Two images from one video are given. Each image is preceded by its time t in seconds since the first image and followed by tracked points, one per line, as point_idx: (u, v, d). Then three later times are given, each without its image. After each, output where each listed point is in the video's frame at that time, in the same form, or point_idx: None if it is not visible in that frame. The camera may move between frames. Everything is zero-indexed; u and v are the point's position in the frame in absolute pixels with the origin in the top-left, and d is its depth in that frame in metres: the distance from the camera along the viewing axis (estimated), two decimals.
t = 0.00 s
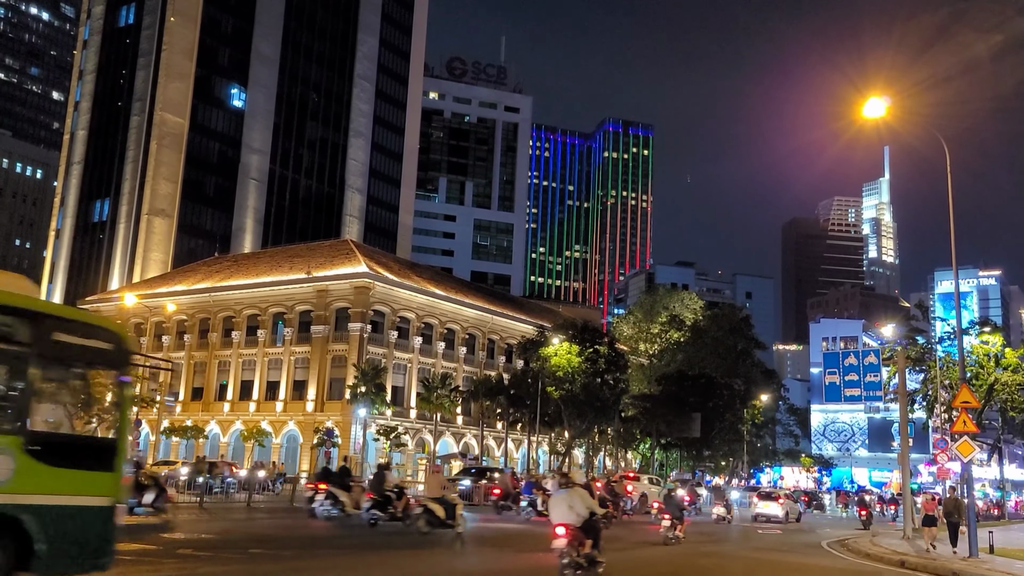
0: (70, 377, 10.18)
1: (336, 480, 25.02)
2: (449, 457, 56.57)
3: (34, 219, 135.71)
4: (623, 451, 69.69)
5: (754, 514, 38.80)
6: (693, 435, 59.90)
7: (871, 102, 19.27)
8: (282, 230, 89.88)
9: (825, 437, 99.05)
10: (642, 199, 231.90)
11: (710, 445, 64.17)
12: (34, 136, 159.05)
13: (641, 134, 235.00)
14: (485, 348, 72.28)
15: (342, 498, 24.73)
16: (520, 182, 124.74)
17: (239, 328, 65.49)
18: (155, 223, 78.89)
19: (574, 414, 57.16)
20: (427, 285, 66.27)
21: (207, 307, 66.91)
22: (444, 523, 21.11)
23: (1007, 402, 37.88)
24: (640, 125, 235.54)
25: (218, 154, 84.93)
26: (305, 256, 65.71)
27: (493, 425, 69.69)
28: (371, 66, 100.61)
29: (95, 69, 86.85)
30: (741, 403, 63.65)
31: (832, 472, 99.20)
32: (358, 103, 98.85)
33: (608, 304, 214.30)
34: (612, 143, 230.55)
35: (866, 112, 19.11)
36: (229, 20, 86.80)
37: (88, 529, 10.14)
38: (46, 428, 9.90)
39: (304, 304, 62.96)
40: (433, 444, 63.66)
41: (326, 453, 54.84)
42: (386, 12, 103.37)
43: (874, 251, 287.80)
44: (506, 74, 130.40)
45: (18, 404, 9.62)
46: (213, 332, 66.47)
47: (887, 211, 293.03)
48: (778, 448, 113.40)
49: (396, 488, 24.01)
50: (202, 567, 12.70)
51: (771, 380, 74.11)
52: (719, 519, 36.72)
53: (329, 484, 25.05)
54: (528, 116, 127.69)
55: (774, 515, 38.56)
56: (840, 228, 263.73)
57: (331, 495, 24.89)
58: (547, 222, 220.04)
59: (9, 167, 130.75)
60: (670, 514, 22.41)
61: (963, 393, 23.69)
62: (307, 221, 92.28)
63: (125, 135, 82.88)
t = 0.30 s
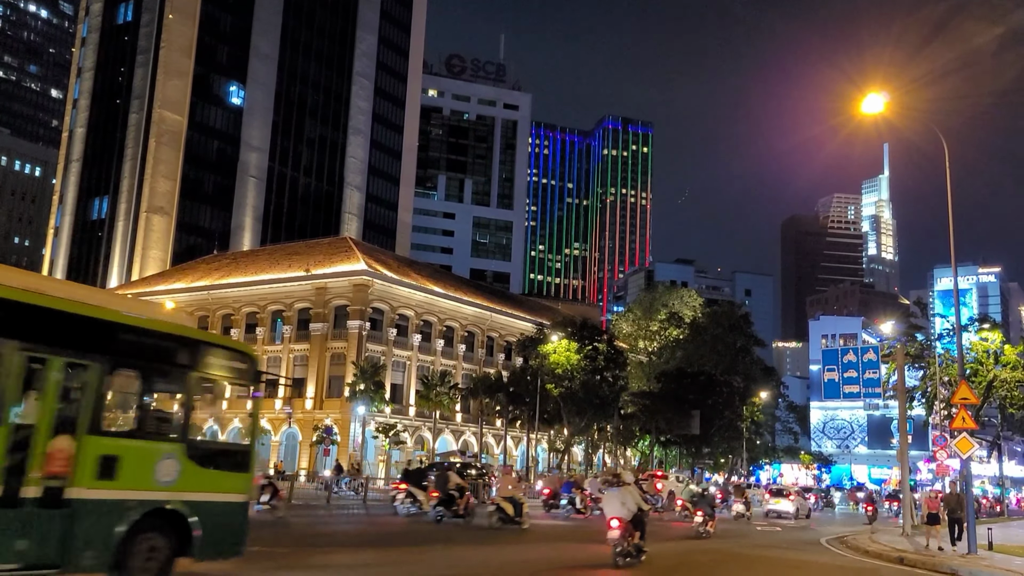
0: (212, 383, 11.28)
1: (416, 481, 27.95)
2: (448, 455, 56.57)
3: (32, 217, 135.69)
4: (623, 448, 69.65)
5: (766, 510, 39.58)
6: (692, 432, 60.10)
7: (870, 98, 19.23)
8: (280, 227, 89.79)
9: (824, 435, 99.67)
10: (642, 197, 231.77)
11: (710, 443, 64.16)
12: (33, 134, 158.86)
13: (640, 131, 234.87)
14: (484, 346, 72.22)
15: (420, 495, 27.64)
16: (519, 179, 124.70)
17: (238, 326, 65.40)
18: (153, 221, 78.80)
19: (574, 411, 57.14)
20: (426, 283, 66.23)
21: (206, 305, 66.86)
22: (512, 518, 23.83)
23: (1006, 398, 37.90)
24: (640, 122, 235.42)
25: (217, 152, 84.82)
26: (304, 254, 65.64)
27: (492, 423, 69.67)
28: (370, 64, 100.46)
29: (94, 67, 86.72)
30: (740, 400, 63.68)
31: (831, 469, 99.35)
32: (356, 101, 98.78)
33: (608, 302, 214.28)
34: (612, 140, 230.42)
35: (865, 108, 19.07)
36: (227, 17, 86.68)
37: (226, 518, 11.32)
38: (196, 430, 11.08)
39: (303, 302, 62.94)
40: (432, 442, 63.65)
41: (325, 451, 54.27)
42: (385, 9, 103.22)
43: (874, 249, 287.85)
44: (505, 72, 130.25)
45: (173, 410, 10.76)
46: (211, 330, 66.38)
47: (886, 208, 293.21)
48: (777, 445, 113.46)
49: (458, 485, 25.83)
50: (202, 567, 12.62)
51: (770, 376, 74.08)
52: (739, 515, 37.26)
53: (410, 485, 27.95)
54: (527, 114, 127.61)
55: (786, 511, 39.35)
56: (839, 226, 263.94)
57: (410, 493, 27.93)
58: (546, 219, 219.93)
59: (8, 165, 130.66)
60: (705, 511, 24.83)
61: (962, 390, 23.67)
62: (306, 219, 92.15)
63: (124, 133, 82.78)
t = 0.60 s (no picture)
0: (318, 397, 12.77)
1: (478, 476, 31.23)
2: (450, 453, 56.56)
3: (33, 216, 135.65)
4: (623, 446, 69.50)
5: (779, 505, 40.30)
6: (692, 430, 60.18)
7: (869, 94, 19.14)
8: (281, 225, 89.77)
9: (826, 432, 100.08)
10: (643, 194, 231.56)
11: (710, 440, 64.13)
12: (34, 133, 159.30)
13: (641, 129, 234.75)
14: (484, 343, 72.22)
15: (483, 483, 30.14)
16: (520, 176, 124.58)
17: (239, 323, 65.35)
18: (154, 219, 78.75)
19: (573, 409, 57.08)
20: (426, 280, 66.22)
21: (206, 303, 66.85)
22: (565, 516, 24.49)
23: (1007, 395, 37.79)
24: (640, 120, 235.28)
25: (217, 150, 84.81)
26: (304, 252, 65.61)
27: (492, 420, 69.63)
28: (370, 61, 100.42)
29: (94, 65, 86.73)
30: (741, 397, 63.72)
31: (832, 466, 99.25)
32: (357, 98, 98.77)
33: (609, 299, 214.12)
34: (612, 138, 230.28)
35: (865, 104, 18.98)
36: (227, 14, 86.62)
37: (332, 516, 12.81)
38: (308, 438, 12.54)
39: (303, 299, 62.94)
40: (432, 440, 63.58)
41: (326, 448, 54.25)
42: (385, 6, 103.17)
43: (875, 246, 287.42)
44: (505, 69, 130.12)
45: (290, 422, 12.21)
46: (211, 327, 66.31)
47: (887, 205, 292.91)
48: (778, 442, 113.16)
49: (511, 485, 27.16)
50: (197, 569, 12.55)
51: (770, 374, 73.99)
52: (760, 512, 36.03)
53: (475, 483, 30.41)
54: (527, 111, 127.54)
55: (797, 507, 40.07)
56: (840, 223, 263.79)
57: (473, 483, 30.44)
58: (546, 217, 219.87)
59: (9, 164, 130.65)
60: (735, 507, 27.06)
61: (962, 387, 23.54)
62: (306, 217, 92.09)
63: (124, 131, 82.77)
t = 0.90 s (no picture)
0: (387, 410, 15.73)
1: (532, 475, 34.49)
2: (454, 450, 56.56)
3: (38, 214, 135.82)
4: (627, 443, 69.31)
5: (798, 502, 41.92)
6: (696, 427, 60.14)
7: (873, 87, 19.00)
8: (285, 223, 89.81)
9: (832, 428, 100.13)
10: (647, 190, 231.12)
11: (715, 437, 64.07)
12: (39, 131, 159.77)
13: (645, 125, 234.26)
14: (488, 341, 72.17)
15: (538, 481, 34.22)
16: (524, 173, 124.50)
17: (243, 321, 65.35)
18: (158, 217, 78.89)
19: (577, 406, 57.00)
20: (430, 278, 66.14)
21: (210, 300, 66.90)
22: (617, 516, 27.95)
23: (1013, 392, 37.58)
24: (645, 116, 234.82)
25: (221, 148, 84.85)
26: (308, 249, 65.57)
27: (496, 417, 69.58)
28: (373, 58, 100.40)
29: (98, 63, 86.81)
30: (745, 394, 63.67)
31: (838, 462, 98.95)
32: (360, 96, 98.73)
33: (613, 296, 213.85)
34: (617, 134, 229.82)
35: (868, 97, 18.83)
36: (230, 12, 86.56)
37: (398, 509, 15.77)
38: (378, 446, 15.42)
39: (306, 297, 62.90)
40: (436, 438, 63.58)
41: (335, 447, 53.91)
42: (388, 3, 103.10)
43: (881, 242, 286.34)
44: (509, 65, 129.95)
45: (368, 431, 15.11)
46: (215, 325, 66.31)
47: (893, 201, 291.74)
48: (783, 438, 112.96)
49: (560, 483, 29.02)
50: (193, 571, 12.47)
51: (776, 370, 73.74)
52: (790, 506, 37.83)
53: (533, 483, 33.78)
54: (531, 107, 127.39)
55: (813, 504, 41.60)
56: (845, 219, 263.19)
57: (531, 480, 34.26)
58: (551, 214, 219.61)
59: (14, 163, 130.82)
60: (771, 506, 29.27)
61: (967, 382, 23.41)
62: (310, 214, 92.12)
63: (128, 129, 82.87)
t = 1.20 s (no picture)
0: (457, 415, 16.70)
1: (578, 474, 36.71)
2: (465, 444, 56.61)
3: (49, 212, 136.53)
4: (637, 439, 68.89)
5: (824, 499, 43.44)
6: (707, 423, 59.98)
7: (883, 80, 18.80)
8: (294, 220, 89.92)
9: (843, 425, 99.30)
10: (658, 187, 230.27)
11: (725, 433, 63.84)
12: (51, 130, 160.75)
13: (655, 121, 233.39)
14: (497, 337, 72.06)
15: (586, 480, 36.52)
16: (533, 170, 124.30)
17: (252, 318, 65.52)
18: (168, 215, 79.16)
19: (586, 402, 56.81)
20: (438, 274, 66.11)
21: (220, 297, 67.05)
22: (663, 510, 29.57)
23: None
24: (654, 112, 233.94)
25: (230, 145, 84.97)
26: (317, 247, 65.66)
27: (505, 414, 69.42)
28: (382, 56, 100.38)
29: (108, 62, 87.10)
30: (755, 389, 63.52)
31: (849, 459, 98.42)
32: (369, 93, 98.77)
33: (623, 293, 213.44)
34: (626, 130, 229.14)
35: (878, 90, 18.62)
36: (239, 9, 86.62)
37: (471, 508, 16.82)
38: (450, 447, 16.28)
39: (315, 294, 62.98)
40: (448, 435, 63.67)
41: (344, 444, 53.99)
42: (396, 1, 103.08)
43: (892, 238, 284.40)
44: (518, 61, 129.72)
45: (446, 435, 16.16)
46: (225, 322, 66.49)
47: (905, 196, 289.82)
48: (795, 435, 112.40)
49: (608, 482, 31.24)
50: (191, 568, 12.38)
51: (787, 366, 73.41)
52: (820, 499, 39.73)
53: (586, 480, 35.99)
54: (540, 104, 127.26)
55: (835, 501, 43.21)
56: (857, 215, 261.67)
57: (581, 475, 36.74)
58: (560, 210, 219.32)
59: (26, 162, 131.46)
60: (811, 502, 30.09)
61: (978, 377, 23.18)
62: (320, 212, 92.23)
63: (138, 128, 83.13)
